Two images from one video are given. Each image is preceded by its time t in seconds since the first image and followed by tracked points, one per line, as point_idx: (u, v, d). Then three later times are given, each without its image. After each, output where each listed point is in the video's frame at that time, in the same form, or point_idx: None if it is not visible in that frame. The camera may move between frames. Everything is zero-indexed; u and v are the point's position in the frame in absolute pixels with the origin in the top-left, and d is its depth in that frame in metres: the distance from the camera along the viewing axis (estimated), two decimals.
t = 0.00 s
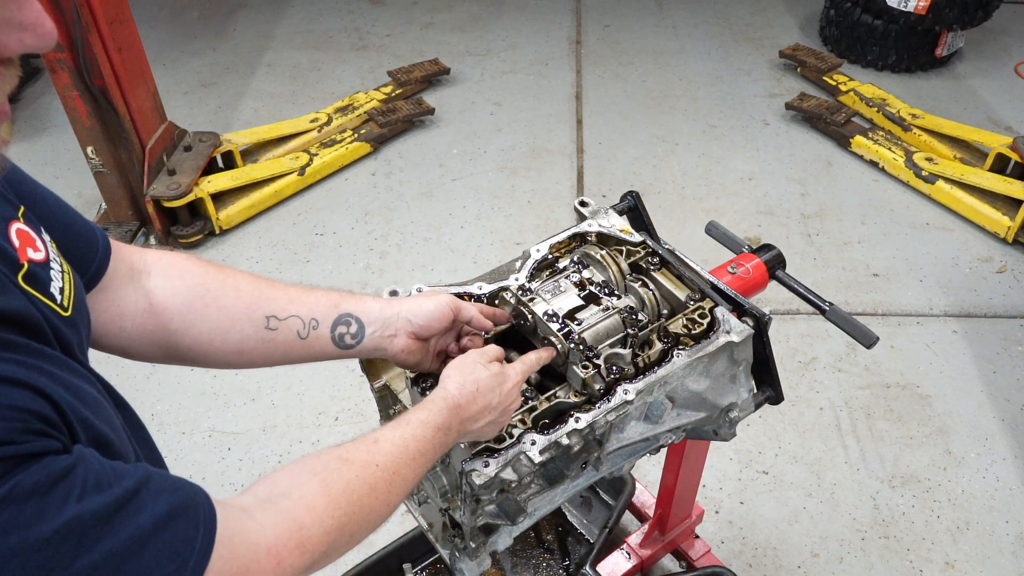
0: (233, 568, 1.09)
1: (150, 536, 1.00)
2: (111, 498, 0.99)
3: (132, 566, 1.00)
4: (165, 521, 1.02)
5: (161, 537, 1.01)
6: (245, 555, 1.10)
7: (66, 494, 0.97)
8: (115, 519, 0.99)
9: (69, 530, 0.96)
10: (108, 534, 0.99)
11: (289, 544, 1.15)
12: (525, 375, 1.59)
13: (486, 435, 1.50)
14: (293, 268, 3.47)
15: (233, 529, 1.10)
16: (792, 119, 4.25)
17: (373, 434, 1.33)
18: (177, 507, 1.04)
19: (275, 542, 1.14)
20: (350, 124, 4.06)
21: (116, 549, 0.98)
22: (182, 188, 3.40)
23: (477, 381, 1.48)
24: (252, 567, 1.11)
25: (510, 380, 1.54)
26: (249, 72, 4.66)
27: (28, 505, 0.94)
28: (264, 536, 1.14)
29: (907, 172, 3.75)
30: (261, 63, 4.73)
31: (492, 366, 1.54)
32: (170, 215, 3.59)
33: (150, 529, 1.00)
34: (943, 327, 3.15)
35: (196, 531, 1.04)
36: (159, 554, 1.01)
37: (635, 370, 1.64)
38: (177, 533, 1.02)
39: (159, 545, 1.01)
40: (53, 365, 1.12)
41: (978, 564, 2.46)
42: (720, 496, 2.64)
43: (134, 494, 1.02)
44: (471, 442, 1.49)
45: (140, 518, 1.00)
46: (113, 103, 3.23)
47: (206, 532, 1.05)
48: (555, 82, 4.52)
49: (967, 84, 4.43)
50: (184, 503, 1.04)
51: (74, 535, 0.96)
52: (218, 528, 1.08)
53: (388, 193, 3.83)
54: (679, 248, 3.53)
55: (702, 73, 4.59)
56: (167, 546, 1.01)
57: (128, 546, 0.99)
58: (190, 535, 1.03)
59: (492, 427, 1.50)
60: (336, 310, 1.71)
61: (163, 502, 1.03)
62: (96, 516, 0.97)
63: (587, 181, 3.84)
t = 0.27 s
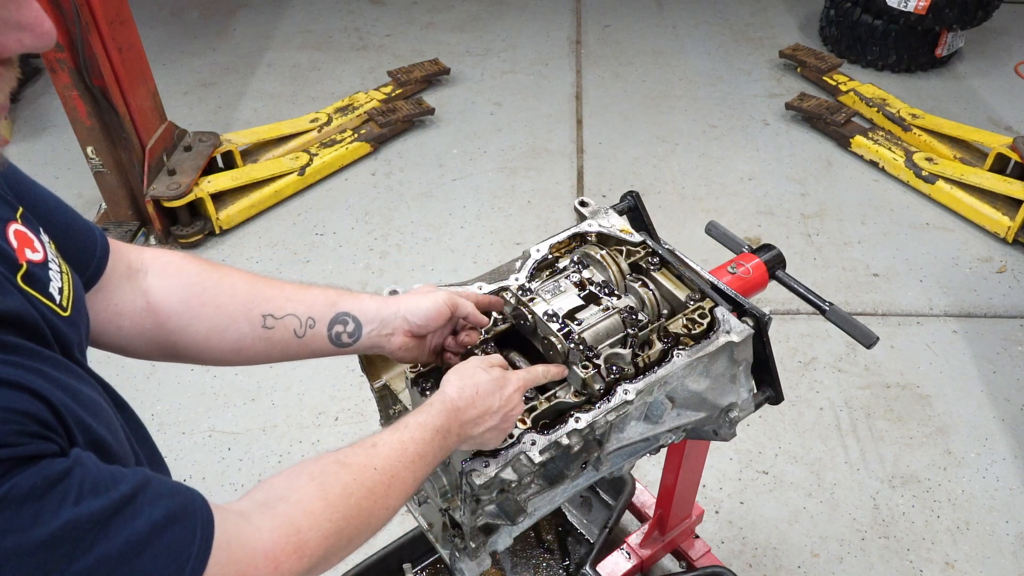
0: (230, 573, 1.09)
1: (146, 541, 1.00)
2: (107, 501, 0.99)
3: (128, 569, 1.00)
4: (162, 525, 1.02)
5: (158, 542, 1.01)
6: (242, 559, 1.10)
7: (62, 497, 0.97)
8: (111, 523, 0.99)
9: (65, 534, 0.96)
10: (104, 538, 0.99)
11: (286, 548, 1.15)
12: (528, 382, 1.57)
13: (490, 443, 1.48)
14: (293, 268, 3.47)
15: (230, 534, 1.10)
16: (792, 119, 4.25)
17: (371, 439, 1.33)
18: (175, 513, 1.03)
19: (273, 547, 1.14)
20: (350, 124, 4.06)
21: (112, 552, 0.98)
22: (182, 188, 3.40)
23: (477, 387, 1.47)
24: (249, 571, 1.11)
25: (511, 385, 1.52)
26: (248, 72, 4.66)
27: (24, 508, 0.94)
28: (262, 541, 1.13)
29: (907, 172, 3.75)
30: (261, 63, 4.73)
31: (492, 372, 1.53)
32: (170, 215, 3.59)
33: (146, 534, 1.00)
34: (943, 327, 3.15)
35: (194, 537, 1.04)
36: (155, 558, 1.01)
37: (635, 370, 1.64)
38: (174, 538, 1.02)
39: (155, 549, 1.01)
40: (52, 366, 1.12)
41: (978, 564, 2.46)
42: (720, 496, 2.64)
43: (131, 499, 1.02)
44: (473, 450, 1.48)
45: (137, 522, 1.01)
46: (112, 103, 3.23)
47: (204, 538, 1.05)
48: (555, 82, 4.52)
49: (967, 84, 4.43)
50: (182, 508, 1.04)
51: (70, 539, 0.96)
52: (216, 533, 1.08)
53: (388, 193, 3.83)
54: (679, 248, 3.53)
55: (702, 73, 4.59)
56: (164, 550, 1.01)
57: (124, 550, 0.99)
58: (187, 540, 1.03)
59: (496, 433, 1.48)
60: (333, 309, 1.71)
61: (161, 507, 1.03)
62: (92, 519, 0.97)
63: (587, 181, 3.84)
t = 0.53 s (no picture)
0: (231, 570, 1.08)
1: (144, 541, 1.00)
2: (105, 502, 0.99)
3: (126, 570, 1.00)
4: (160, 526, 1.02)
5: (155, 542, 1.01)
6: (242, 556, 1.10)
7: (60, 497, 0.97)
8: (109, 523, 0.99)
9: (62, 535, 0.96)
10: (102, 538, 0.99)
11: (285, 543, 1.15)
12: (511, 357, 1.57)
13: (495, 427, 1.49)
14: (292, 268, 3.46)
15: (229, 531, 1.10)
16: (792, 119, 4.25)
17: (361, 436, 1.34)
18: (173, 513, 1.03)
19: (272, 542, 1.14)
20: (350, 124, 4.06)
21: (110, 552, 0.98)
22: (182, 188, 3.40)
23: (458, 372, 1.48)
24: (249, 569, 1.10)
25: (493, 362, 1.53)
26: (248, 71, 4.66)
27: (21, 508, 0.95)
28: (261, 537, 1.13)
29: (907, 172, 3.75)
30: (261, 63, 4.73)
31: (471, 357, 1.53)
32: (170, 215, 3.59)
33: (144, 534, 1.00)
34: (943, 327, 3.15)
35: (192, 537, 1.04)
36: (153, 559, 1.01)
37: (635, 370, 1.64)
38: (173, 539, 1.02)
39: (153, 549, 1.01)
40: (51, 366, 1.12)
41: (978, 564, 2.46)
42: (720, 496, 2.64)
43: (129, 499, 1.02)
44: (473, 444, 1.49)
45: (135, 522, 1.00)
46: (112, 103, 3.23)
47: (202, 538, 1.05)
48: (555, 82, 4.52)
49: (967, 84, 4.43)
50: (180, 508, 1.04)
51: (67, 539, 0.96)
52: (215, 530, 1.08)
53: (388, 193, 3.83)
54: (679, 247, 3.53)
55: (702, 73, 4.59)
56: (162, 550, 1.01)
57: (122, 551, 0.99)
58: (185, 541, 1.03)
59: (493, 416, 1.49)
60: (326, 316, 1.71)
61: (159, 507, 1.02)
62: (89, 520, 0.97)
63: (587, 181, 3.84)
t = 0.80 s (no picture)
0: (231, 569, 1.08)
1: (143, 542, 1.00)
2: (104, 501, 0.99)
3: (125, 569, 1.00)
4: (159, 526, 1.02)
5: (154, 542, 1.01)
6: (243, 556, 1.10)
7: (58, 497, 0.97)
8: (108, 523, 0.99)
9: (60, 534, 0.96)
10: (100, 538, 0.99)
11: (286, 544, 1.15)
12: (509, 369, 1.60)
13: (492, 436, 1.48)
14: (292, 268, 3.47)
15: (229, 531, 1.10)
16: (792, 119, 4.25)
17: (362, 439, 1.35)
18: (173, 513, 1.03)
19: (273, 542, 1.14)
20: (350, 124, 4.06)
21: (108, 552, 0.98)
22: (182, 188, 3.40)
23: (458, 381, 1.49)
24: (249, 568, 1.11)
25: (493, 372, 1.55)
26: (248, 71, 4.66)
27: (19, 507, 0.95)
28: (261, 537, 1.14)
29: (907, 172, 3.75)
30: (261, 63, 4.73)
31: (470, 367, 1.55)
32: (170, 215, 3.59)
33: (143, 534, 1.00)
34: (943, 327, 3.15)
35: (192, 537, 1.04)
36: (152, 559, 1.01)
37: (635, 370, 1.64)
38: (172, 539, 1.02)
39: (151, 550, 1.01)
40: (51, 365, 1.12)
41: (978, 564, 2.46)
42: (720, 496, 2.64)
43: (128, 498, 1.02)
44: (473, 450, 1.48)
45: (134, 522, 1.00)
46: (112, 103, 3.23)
47: (202, 538, 1.05)
48: (555, 82, 4.52)
49: (967, 84, 4.43)
50: (180, 509, 1.04)
51: (66, 539, 0.96)
52: (215, 531, 1.08)
53: (388, 193, 3.83)
54: (679, 247, 3.53)
55: (702, 73, 4.59)
56: (161, 551, 1.01)
57: (120, 551, 0.99)
58: (185, 541, 1.03)
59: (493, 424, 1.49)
60: (324, 319, 1.70)
61: (158, 508, 1.03)
62: (88, 519, 0.97)
63: (587, 181, 3.84)
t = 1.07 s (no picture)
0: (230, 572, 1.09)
1: (141, 543, 1.00)
2: (102, 503, 0.99)
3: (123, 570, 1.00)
4: (156, 527, 1.02)
5: (152, 544, 1.01)
6: (242, 559, 1.10)
7: (55, 497, 0.97)
8: (106, 524, 0.99)
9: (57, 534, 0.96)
10: (98, 539, 0.99)
11: (285, 545, 1.15)
12: (518, 366, 1.57)
13: (499, 433, 1.48)
14: (292, 268, 3.46)
15: (228, 534, 1.10)
16: (792, 119, 4.25)
17: (362, 440, 1.34)
18: (171, 515, 1.04)
19: (272, 545, 1.14)
20: (350, 124, 4.06)
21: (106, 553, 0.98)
22: (182, 188, 3.40)
23: (460, 380, 1.48)
24: (248, 571, 1.11)
25: (497, 368, 1.53)
26: (248, 71, 4.66)
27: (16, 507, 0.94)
28: (261, 540, 1.14)
29: (907, 172, 3.75)
30: (261, 63, 4.73)
31: (475, 364, 1.53)
32: (170, 215, 3.59)
33: (141, 535, 1.00)
34: (943, 327, 3.15)
35: (190, 539, 1.04)
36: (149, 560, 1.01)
37: (635, 370, 1.64)
38: (170, 541, 1.02)
39: (149, 552, 1.01)
40: (50, 364, 1.12)
41: (978, 564, 2.46)
42: (720, 496, 2.64)
43: (126, 499, 1.02)
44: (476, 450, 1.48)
45: (133, 523, 1.01)
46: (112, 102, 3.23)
47: (201, 540, 1.05)
48: (555, 82, 4.52)
49: (967, 84, 4.43)
50: (178, 511, 1.04)
51: (63, 539, 0.96)
52: (213, 534, 1.09)
53: (388, 192, 3.83)
54: (679, 247, 3.53)
55: (702, 73, 4.59)
56: (158, 552, 1.01)
57: (118, 552, 0.99)
58: (183, 543, 1.03)
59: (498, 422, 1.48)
60: (322, 315, 1.72)
61: (156, 509, 1.03)
62: (86, 519, 0.98)
63: (587, 181, 3.84)
